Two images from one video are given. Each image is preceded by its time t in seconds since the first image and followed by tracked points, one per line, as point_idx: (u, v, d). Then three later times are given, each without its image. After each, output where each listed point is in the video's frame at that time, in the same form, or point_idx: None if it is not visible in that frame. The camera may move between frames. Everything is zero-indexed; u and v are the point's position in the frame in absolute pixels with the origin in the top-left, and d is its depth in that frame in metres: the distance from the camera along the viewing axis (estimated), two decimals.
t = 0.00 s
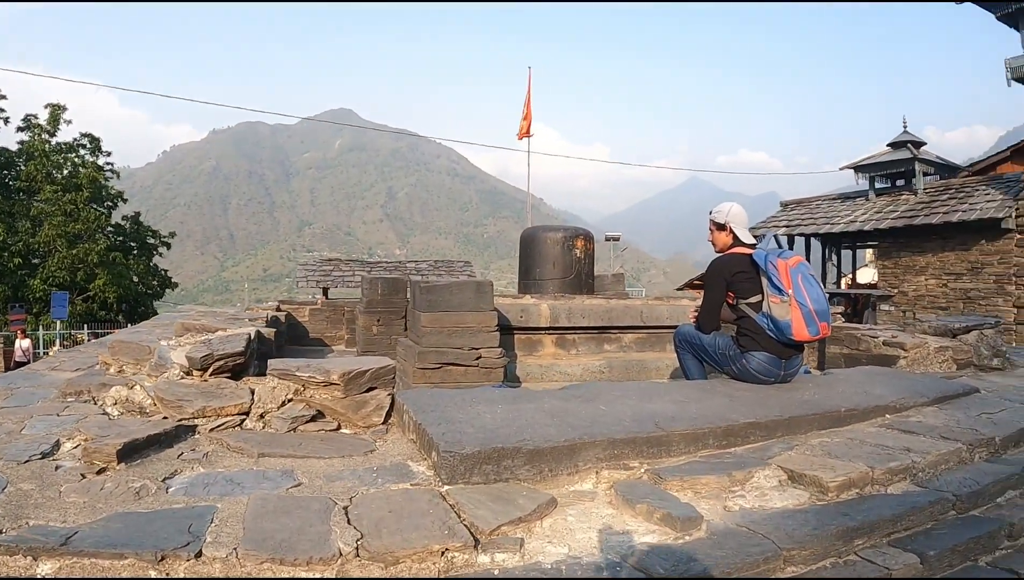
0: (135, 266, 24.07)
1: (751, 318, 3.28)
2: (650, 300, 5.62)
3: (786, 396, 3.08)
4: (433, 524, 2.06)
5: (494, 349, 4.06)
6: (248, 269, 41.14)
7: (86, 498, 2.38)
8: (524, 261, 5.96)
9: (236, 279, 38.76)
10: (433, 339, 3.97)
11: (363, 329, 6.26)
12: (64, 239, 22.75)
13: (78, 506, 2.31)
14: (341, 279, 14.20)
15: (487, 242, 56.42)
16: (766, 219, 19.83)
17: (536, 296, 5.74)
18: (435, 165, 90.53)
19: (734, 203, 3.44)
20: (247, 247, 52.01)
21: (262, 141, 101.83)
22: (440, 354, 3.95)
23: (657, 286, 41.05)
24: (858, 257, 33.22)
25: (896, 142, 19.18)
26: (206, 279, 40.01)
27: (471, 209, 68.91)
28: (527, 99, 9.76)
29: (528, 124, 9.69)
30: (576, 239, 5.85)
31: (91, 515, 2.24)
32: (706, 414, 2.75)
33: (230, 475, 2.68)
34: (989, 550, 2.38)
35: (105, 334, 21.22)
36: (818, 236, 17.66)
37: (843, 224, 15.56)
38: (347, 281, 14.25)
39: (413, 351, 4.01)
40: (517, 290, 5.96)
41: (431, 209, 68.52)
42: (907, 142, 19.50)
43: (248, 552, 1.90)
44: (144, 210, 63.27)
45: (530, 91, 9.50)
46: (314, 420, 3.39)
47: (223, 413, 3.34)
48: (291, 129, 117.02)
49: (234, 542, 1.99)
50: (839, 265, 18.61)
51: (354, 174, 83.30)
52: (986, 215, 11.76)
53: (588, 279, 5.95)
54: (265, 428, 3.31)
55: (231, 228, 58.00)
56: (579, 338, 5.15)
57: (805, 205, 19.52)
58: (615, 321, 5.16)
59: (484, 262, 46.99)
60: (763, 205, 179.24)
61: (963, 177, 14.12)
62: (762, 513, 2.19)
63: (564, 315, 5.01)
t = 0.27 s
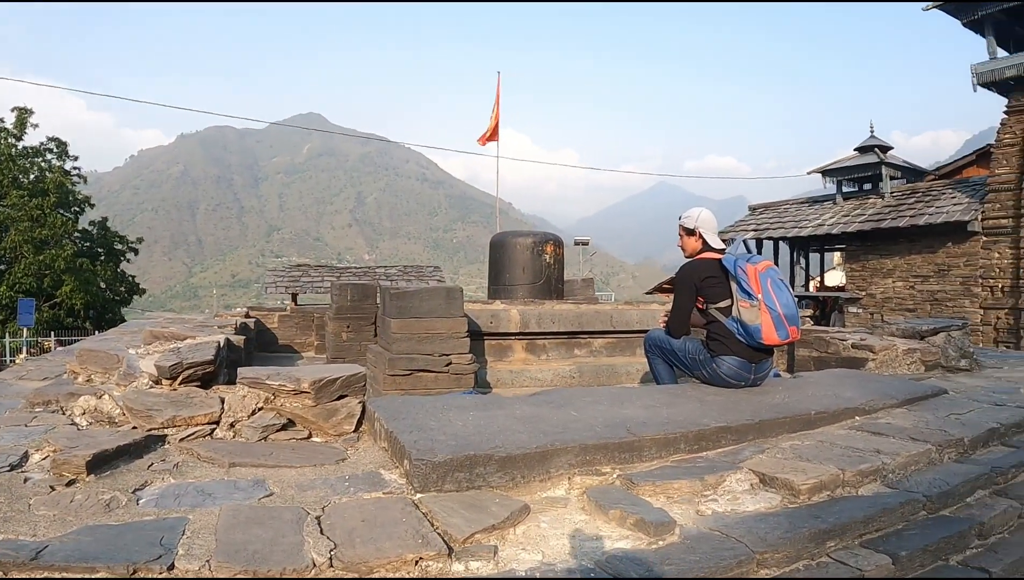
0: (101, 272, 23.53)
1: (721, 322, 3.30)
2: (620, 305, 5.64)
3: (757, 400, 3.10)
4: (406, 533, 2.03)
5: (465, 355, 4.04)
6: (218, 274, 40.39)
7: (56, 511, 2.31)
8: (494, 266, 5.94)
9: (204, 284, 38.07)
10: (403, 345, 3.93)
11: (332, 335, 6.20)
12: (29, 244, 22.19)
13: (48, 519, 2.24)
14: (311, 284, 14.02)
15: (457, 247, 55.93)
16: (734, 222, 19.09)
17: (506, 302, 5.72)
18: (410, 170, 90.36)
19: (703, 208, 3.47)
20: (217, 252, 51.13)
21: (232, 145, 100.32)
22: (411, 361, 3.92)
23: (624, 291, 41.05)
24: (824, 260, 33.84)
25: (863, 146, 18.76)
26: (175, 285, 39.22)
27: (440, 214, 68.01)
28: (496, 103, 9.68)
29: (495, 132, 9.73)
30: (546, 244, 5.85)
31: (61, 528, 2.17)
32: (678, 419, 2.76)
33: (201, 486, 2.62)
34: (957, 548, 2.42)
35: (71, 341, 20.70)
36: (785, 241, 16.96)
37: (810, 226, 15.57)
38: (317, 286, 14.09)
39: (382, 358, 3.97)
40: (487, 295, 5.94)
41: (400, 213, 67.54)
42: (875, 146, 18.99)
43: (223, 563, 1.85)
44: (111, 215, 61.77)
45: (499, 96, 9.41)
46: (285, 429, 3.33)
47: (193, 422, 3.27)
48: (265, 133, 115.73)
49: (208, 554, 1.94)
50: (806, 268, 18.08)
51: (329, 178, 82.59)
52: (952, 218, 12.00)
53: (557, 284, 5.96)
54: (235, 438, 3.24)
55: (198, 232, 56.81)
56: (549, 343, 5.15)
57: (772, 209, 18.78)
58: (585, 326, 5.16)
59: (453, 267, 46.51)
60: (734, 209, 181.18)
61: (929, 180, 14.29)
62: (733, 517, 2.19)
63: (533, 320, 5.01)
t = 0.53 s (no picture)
0: (50, 281, 22.64)
1: (673, 329, 3.34)
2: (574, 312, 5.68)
3: (709, 406, 3.15)
4: (359, 543, 2.00)
5: (420, 363, 4.02)
6: (172, 281, 39.21)
7: (10, 527, 2.23)
8: (449, 274, 5.93)
9: (158, 293, 36.91)
10: (357, 354, 3.91)
11: (286, 344, 6.12)
12: None
13: None
14: (266, 292, 13.75)
15: (411, 255, 55.04)
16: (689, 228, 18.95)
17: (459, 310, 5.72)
18: (374, 178, 89.82)
19: (655, 217, 3.49)
20: (172, 259, 49.70)
21: (190, 151, 98.15)
22: (365, 370, 3.89)
23: (579, 299, 41.11)
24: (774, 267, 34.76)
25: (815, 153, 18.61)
26: (127, 294, 37.96)
27: (396, 222, 66.77)
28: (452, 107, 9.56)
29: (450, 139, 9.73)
30: (500, 252, 5.87)
31: (11, 547, 2.08)
32: (631, 425, 2.79)
33: (157, 499, 2.54)
34: (905, 548, 2.48)
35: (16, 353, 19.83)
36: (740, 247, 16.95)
37: (765, 230, 15.89)
38: (272, 294, 13.82)
39: (336, 367, 3.94)
40: (441, 303, 5.94)
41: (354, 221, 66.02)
42: (828, 153, 18.77)
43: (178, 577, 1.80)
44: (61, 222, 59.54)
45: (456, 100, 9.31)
46: (240, 441, 3.27)
47: (147, 435, 3.18)
48: (225, 139, 113.54)
49: (162, 570, 1.87)
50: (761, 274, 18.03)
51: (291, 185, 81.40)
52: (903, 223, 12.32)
53: (512, 292, 5.97)
54: (191, 451, 3.16)
55: (152, 239, 55.07)
56: (504, 351, 5.15)
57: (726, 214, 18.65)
58: (538, 334, 5.19)
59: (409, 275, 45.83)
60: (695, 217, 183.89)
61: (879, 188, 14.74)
62: (686, 522, 2.21)
63: (487, 328, 5.01)
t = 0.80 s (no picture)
0: None
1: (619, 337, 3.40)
2: (522, 322, 5.75)
3: (656, 413, 3.21)
4: (311, 554, 1.98)
5: (368, 374, 4.11)
6: (116, 290, 37.74)
7: None
8: (396, 284, 5.93)
9: (101, 301, 35.47)
10: (307, 365, 3.98)
11: (234, 355, 6.11)
12: None
13: None
14: (213, 302, 13.44)
15: (360, 261, 53.76)
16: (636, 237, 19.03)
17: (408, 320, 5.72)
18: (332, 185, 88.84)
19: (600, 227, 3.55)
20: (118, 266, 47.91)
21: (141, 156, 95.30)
22: (315, 381, 3.98)
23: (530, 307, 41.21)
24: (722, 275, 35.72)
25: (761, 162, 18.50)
26: (69, 302, 36.37)
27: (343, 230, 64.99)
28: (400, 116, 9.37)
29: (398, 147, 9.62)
30: (448, 262, 5.89)
31: None
32: (578, 434, 2.83)
33: (107, 513, 2.45)
34: (849, 548, 2.57)
35: None
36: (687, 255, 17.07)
37: (711, 238, 16.23)
38: (219, 304, 13.48)
39: (285, 379, 4.00)
40: (388, 314, 5.92)
41: (303, 226, 63.81)
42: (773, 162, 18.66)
43: None
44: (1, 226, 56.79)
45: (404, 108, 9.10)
46: (188, 454, 3.19)
47: (95, 449, 3.06)
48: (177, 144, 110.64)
49: None
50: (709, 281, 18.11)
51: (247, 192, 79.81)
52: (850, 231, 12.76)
53: (459, 301, 5.99)
54: (140, 466, 3.05)
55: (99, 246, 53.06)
56: (452, 360, 5.18)
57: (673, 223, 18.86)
58: (486, 343, 5.23)
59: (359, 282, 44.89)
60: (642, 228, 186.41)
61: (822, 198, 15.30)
62: (633, 527, 2.26)
63: (435, 338, 5.04)
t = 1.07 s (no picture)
0: None
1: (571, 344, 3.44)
2: (475, 330, 5.79)
3: (607, 419, 3.28)
4: (266, 562, 1.97)
5: (321, 382, 4.10)
6: (64, 298, 36.36)
7: None
8: (349, 292, 5.90)
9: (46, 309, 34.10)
10: (259, 374, 3.95)
11: (187, 364, 6.08)
12: None
13: None
14: (165, 311, 13.13)
15: (310, 269, 52.79)
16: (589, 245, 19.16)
17: (360, 328, 5.69)
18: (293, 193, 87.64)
19: (550, 234, 3.61)
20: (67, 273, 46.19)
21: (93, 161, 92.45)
22: (270, 390, 3.95)
23: (481, 316, 41.41)
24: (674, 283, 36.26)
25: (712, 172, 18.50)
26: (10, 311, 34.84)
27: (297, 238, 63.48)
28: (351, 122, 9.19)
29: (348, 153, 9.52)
30: (400, 270, 5.89)
31: None
32: (530, 440, 2.88)
33: (61, 524, 2.51)
34: (799, 547, 2.66)
35: None
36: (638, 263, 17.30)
37: (662, 247, 16.55)
38: (171, 313, 13.18)
39: (239, 387, 3.98)
40: (341, 322, 5.88)
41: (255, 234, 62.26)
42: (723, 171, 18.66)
43: None
44: None
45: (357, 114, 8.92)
46: (142, 463, 3.15)
47: (48, 459, 3.02)
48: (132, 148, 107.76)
49: None
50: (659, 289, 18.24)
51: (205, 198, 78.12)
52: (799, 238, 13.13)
53: (412, 309, 6.01)
54: (95, 474, 3.02)
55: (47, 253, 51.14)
56: (405, 368, 5.19)
57: (624, 232, 19.16)
58: (438, 351, 5.24)
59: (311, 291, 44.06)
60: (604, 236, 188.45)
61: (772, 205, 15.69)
62: (585, 530, 2.30)
63: (388, 346, 5.03)
